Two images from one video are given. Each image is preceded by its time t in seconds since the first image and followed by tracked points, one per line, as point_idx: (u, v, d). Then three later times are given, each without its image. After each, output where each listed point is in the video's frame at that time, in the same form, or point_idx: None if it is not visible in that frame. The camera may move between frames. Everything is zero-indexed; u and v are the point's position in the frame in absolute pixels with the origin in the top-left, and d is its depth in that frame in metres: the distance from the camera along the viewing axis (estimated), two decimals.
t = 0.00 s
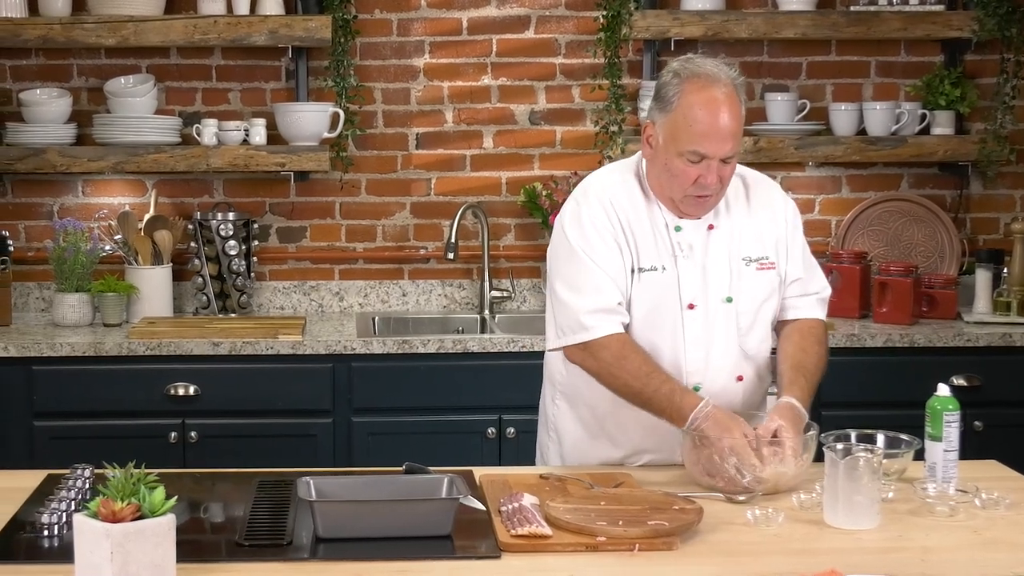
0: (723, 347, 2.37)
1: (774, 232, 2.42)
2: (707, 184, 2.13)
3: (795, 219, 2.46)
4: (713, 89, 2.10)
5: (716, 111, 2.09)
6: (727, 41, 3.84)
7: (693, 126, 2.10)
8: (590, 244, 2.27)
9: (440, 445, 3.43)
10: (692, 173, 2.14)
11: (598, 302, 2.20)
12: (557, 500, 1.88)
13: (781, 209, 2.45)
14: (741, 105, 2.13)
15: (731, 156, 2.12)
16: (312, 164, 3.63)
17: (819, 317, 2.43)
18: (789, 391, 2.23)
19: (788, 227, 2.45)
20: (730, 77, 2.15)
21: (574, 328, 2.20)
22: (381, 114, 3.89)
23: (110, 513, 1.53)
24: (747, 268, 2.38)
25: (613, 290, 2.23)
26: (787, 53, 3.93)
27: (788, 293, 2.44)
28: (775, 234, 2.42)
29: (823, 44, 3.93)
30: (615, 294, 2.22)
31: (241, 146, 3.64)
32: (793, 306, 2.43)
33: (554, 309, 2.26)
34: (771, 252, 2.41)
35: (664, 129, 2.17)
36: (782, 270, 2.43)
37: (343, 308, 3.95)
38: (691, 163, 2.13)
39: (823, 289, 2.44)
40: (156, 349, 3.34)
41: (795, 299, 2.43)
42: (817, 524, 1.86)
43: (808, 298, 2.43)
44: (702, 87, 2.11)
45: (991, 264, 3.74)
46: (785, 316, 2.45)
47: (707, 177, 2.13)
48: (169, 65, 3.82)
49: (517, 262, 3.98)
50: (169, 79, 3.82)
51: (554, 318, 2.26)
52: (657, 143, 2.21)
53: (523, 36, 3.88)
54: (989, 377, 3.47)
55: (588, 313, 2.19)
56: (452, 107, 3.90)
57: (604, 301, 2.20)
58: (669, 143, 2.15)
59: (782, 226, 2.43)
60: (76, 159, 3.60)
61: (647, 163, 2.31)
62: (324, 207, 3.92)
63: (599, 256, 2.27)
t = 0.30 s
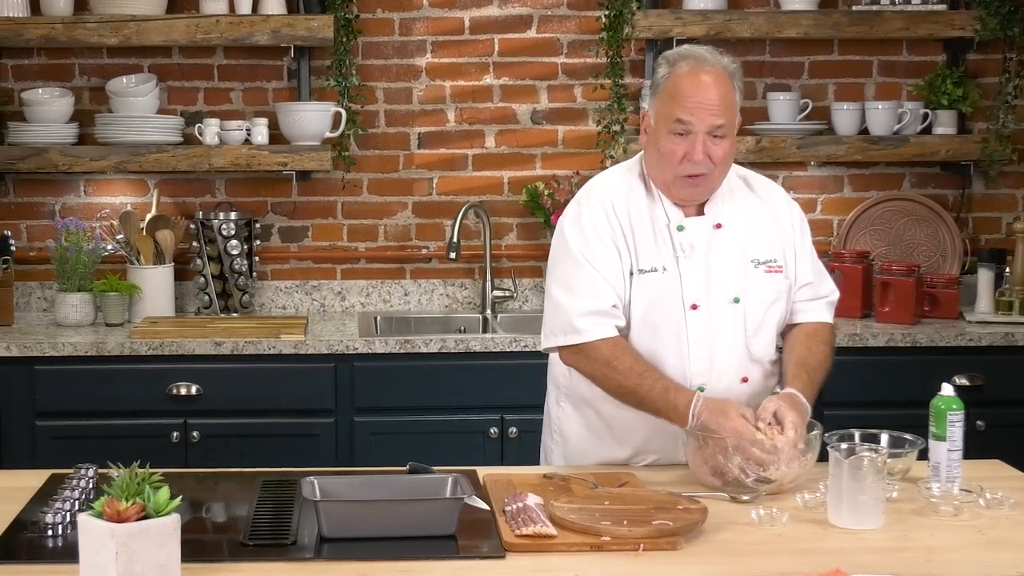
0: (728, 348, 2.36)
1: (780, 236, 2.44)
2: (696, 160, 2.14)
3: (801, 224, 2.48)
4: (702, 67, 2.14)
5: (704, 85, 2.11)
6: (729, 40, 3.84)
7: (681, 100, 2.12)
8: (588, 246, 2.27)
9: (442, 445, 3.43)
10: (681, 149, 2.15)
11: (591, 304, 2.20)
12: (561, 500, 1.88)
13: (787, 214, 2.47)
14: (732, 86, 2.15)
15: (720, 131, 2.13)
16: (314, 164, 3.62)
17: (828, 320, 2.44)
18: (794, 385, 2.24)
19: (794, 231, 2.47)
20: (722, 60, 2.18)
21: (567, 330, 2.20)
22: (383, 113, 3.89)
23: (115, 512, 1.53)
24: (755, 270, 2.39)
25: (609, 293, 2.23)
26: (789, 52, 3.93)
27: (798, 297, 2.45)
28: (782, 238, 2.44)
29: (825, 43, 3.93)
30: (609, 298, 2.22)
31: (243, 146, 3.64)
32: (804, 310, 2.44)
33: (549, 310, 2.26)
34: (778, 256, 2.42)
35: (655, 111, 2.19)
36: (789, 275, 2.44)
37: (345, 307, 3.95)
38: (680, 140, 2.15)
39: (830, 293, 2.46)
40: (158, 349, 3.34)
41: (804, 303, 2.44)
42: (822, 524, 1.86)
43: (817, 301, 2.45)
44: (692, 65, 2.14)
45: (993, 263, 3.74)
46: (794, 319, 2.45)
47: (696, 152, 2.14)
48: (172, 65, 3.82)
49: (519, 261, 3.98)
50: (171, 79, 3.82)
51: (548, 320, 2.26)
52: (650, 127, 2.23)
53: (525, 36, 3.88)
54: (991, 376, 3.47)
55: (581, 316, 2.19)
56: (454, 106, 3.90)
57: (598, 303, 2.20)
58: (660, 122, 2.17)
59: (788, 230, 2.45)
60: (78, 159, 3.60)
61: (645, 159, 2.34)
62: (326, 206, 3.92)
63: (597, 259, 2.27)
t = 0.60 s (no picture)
0: (730, 348, 2.36)
1: (784, 237, 2.44)
2: (699, 167, 2.14)
3: (805, 225, 2.48)
4: (703, 72, 2.13)
5: (705, 91, 2.11)
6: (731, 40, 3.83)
7: (682, 107, 2.12)
8: (585, 249, 2.27)
9: (444, 446, 3.43)
10: (684, 155, 2.15)
11: (586, 306, 2.21)
12: (566, 500, 1.88)
13: (791, 215, 2.47)
14: (733, 88, 2.14)
15: (723, 137, 2.13)
16: (316, 164, 3.62)
17: (833, 322, 2.42)
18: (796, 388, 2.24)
19: (799, 232, 2.46)
20: (721, 61, 2.17)
21: (561, 332, 2.21)
22: (386, 113, 3.89)
23: (120, 513, 1.53)
24: (757, 271, 2.39)
25: (604, 295, 2.23)
26: (791, 52, 3.93)
27: (804, 298, 2.44)
28: (785, 239, 2.44)
29: (827, 43, 3.93)
30: (605, 300, 2.22)
31: (246, 146, 3.64)
32: (810, 310, 2.44)
33: (544, 312, 2.27)
34: (782, 256, 2.42)
35: (657, 116, 2.19)
36: (793, 276, 2.44)
37: (347, 307, 3.95)
38: (683, 146, 2.14)
39: (840, 293, 2.44)
40: (160, 349, 3.34)
41: (809, 305, 2.43)
42: (826, 524, 1.85)
43: (826, 302, 2.44)
44: (692, 68, 2.14)
45: (995, 263, 3.74)
46: (801, 320, 2.45)
47: (699, 159, 2.13)
48: (174, 64, 3.82)
49: (521, 261, 3.98)
50: (173, 79, 3.82)
51: (544, 321, 2.27)
52: (652, 131, 2.23)
53: (527, 36, 3.88)
54: (993, 376, 3.47)
55: (574, 318, 2.20)
56: (456, 106, 3.90)
57: (593, 306, 2.21)
58: (662, 128, 2.17)
59: (791, 230, 2.45)
60: (80, 159, 3.60)
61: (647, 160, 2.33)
62: (328, 206, 3.92)
63: (594, 262, 2.27)
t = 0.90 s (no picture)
0: (736, 350, 2.35)
1: (790, 238, 2.43)
2: (721, 185, 2.14)
3: (810, 223, 2.48)
4: (728, 90, 2.10)
5: (731, 111, 2.09)
6: (733, 39, 3.83)
7: (707, 128, 2.10)
8: (583, 247, 2.28)
9: (447, 445, 3.43)
10: (706, 175, 2.14)
11: (579, 302, 2.22)
12: (571, 500, 1.88)
13: (796, 215, 2.46)
14: (756, 105, 2.12)
15: (745, 156, 2.13)
16: (319, 164, 3.62)
17: (848, 308, 2.46)
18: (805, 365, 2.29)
19: (803, 231, 2.46)
20: (743, 75, 2.14)
21: (554, 326, 2.23)
22: (388, 113, 3.89)
23: (125, 512, 1.53)
24: (761, 272, 2.39)
25: (599, 293, 2.25)
26: (793, 52, 3.93)
27: (814, 290, 2.47)
28: (790, 239, 2.43)
29: (830, 43, 3.93)
30: (598, 297, 2.24)
31: (248, 145, 3.64)
32: (821, 299, 2.47)
33: (540, 306, 2.28)
34: (787, 257, 2.42)
35: (678, 130, 2.17)
36: (798, 276, 2.44)
37: (349, 307, 3.96)
38: (705, 165, 2.14)
39: (851, 280, 2.47)
40: (162, 348, 3.34)
41: (823, 295, 2.47)
42: (831, 524, 1.85)
43: (837, 289, 2.47)
44: (717, 88, 2.10)
45: (997, 263, 3.74)
46: (813, 310, 2.48)
47: (721, 178, 2.14)
48: (176, 64, 3.82)
49: (523, 261, 3.98)
50: (175, 79, 3.82)
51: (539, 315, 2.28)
52: (670, 142, 2.21)
53: (529, 35, 3.88)
54: (996, 376, 3.47)
55: (567, 312, 2.21)
56: (458, 106, 3.90)
57: (586, 303, 2.22)
58: (683, 144, 2.15)
59: (796, 230, 2.45)
60: (82, 159, 3.60)
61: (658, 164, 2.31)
62: (331, 206, 3.92)
63: (592, 260, 2.28)
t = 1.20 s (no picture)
0: (738, 350, 2.37)
1: (791, 235, 2.43)
2: (725, 187, 2.15)
3: (811, 219, 2.47)
4: (735, 92, 2.10)
5: (738, 113, 2.09)
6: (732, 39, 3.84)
7: (714, 129, 2.10)
8: (596, 241, 2.28)
9: (447, 445, 3.43)
10: (712, 176, 2.15)
11: (596, 296, 2.21)
12: (572, 500, 1.88)
13: (796, 210, 2.46)
14: (762, 107, 2.12)
15: (751, 158, 2.13)
16: (318, 164, 3.62)
17: (843, 308, 2.43)
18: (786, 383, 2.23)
19: (803, 226, 2.46)
20: (750, 77, 2.14)
21: (571, 319, 2.21)
22: (387, 113, 3.89)
23: (127, 512, 1.53)
24: (762, 270, 2.39)
25: (614, 287, 2.24)
26: (792, 52, 3.93)
27: (810, 288, 2.45)
28: (791, 235, 2.43)
29: (828, 43, 3.93)
30: (614, 290, 2.23)
31: (247, 145, 3.63)
32: (814, 299, 2.44)
33: (553, 300, 2.27)
34: (788, 253, 2.41)
35: (683, 131, 2.17)
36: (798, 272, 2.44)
37: (348, 307, 3.95)
38: (710, 166, 2.14)
39: (846, 280, 2.45)
40: (161, 348, 3.33)
41: (818, 292, 2.44)
42: (832, 523, 1.85)
43: (830, 290, 2.44)
44: (724, 89, 2.10)
45: (996, 263, 3.74)
46: (806, 309, 2.46)
47: (726, 180, 2.14)
48: (175, 64, 3.82)
49: (522, 261, 3.98)
50: (174, 78, 3.82)
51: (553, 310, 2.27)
52: (676, 143, 2.21)
53: (528, 35, 3.88)
54: (994, 376, 3.47)
55: (585, 306, 2.20)
56: (457, 106, 3.90)
57: (604, 297, 2.21)
58: (689, 145, 2.15)
59: (797, 226, 2.44)
60: (81, 159, 3.59)
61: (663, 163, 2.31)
62: (330, 206, 3.92)
63: (605, 254, 2.28)
